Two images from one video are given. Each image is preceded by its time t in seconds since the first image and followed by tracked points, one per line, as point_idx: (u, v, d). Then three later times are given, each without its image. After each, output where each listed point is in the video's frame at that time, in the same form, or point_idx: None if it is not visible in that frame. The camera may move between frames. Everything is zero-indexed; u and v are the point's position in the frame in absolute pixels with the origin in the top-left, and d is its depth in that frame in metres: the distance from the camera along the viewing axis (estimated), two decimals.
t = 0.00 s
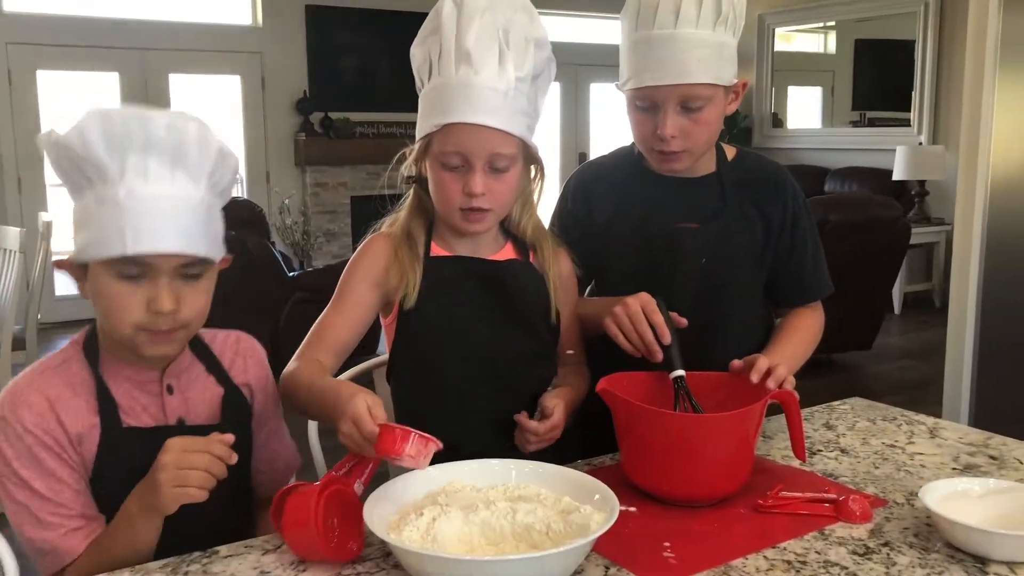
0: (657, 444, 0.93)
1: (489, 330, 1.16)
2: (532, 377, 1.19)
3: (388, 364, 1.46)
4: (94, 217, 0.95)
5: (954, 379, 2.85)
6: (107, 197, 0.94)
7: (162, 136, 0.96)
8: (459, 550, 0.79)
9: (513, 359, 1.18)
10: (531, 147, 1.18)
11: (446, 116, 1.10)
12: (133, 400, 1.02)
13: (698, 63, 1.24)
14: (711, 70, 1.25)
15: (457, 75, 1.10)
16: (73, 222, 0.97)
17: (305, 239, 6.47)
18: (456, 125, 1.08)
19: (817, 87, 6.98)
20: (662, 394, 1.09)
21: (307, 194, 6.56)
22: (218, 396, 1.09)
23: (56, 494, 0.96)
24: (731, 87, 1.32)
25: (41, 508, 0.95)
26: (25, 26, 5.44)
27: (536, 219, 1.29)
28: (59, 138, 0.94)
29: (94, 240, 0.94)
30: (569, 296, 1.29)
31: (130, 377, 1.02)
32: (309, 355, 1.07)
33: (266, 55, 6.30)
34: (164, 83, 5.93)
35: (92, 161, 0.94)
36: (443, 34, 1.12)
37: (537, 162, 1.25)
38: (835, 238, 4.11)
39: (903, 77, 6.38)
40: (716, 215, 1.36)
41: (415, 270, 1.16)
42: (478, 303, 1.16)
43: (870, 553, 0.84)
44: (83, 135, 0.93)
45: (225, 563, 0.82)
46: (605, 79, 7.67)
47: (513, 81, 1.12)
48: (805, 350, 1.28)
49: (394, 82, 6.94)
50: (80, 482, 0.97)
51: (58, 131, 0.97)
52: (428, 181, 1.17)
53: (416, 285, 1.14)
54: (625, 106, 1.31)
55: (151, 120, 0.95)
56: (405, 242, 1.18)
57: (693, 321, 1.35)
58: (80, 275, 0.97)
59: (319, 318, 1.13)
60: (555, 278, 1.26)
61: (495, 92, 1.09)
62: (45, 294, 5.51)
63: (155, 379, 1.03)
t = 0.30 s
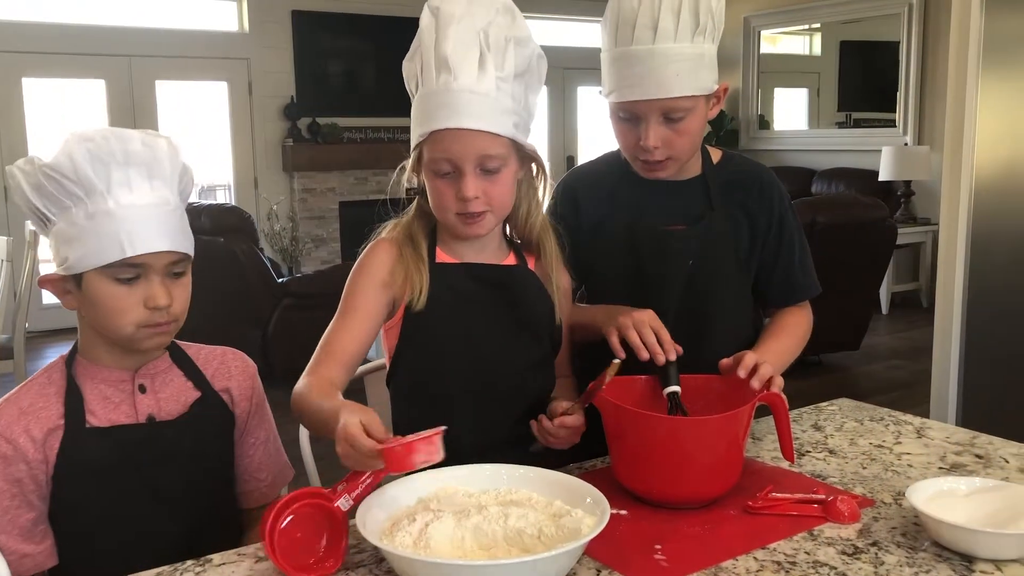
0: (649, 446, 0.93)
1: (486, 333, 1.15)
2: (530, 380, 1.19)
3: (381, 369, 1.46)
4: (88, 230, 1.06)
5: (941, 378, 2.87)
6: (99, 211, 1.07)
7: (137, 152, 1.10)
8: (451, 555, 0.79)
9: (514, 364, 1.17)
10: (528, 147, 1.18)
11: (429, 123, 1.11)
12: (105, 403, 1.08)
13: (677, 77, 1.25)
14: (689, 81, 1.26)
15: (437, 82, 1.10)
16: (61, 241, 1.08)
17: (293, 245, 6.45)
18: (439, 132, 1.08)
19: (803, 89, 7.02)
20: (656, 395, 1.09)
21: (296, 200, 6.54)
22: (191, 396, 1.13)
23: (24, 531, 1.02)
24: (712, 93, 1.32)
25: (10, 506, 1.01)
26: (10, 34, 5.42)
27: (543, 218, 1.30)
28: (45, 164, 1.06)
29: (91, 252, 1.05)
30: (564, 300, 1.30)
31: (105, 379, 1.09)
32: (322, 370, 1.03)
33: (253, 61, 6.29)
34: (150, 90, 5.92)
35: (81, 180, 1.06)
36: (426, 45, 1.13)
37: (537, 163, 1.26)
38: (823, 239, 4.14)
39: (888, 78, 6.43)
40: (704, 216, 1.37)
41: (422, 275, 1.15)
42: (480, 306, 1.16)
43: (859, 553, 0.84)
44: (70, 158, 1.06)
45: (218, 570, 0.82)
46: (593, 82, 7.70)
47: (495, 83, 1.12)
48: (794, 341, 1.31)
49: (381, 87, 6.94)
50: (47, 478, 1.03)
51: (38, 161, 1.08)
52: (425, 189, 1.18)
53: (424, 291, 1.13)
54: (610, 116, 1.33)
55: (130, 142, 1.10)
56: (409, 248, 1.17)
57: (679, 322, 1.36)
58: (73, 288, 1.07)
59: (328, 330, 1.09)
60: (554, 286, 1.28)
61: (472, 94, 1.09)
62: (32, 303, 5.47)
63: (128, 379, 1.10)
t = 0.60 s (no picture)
0: (649, 446, 0.94)
1: (485, 335, 1.16)
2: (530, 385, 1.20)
3: (380, 372, 1.45)
4: (108, 242, 1.06)
5: (939, 377, 2.87)
6: (120, 222, 1.07)
7: (157, 160, 1.10)
8: (450, 557, 0.79)
9: (514, 367, 1.18)
10: (531, 150, 1.19)
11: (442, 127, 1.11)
12: (111, 420, 1.09)
13: (692, 78, 1.25)
14: (705, 83, 1.26)
15: (447, 86, 1.10)
16: (76, 252, 1.07)
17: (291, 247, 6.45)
18: (451, 136, 1.08)
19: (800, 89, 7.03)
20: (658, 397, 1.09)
21: (293, 203, 6.53)
22: (198, 413, 1.14)
23: (30, 552, 1.02)
24: (728, 95, 1.32)
25: (15, 527, 1.01)
26: (7, 38, 5.41)
27: (542, 222, 1.30)
28: (64, 174, 1.05)
29: (113, 265, 1.06)
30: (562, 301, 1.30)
31: (110, 396, 1.09)
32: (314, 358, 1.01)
33: (250, 64, 6.29)
34: (147, 94, 5.92)
35: (101, 190, 1.06)
36: (432, 48, 1.12)
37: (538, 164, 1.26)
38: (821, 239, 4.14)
39: (883, 78, 6.44)
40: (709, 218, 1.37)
41: (425, 278, 1.14)
42: (481, 312, 1.17)
43: (857, 552, 0.85)
44: (91, 168, 1.06)
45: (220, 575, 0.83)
46: (590, 83, 7.70)
47: (505, 86, 1.12)
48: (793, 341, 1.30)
49: (378, 89, 6.94)
50: (54, 498, 1.03)
51: (51, 169, 1.06)
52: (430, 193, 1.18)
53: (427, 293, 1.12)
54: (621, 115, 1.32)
55: (150, 152, 1.10)
56: (413, 247, 1.16)
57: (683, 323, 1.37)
58: (86, 301, 1.07)
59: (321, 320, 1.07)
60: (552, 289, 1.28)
61: (487, 98, 1.09)
62: (31, 307, 5.47)
63: (135, 397, 1.10)
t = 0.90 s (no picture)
0: (653, 439, 0.94)
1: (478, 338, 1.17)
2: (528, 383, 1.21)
3: (384, 370, 1.46)
4: (109, 249, 1.07)
5: (946, 368, 2.87)
6: (121, 229, 1.08)
7: (157, 165, 1.11)
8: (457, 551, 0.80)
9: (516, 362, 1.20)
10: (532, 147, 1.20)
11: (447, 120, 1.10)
12: (113, 424, 1.09)
13: (740, 76, 1.21)
14: (754, 80, 1.22)
15: (452, 80, 1.10)
16: (76, 258, 1.08)
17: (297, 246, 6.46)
18: (458, 130, 1.08)
19: (805, 81, 7.03)
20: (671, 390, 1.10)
21: (299, 201, 6.55)
22: (199, 415, 1.15)
23: (37, 555, 1.02)
24: (776, 97, 1.27)
25: (21, 530, 1.01)
26: (11, 40, 5.43)
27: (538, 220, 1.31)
28: (63, 181, 1.05)
29: (113, 271, 1.07)
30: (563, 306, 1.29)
31: (112, 399, 1.10)
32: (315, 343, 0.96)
33: (254, 63, 6.31)
34: (152, 95, 5.93)
35: (100, 197, 1.07)
36: (433, 41, 1.12)
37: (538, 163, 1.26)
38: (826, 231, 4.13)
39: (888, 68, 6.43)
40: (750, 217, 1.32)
41: (427, 272, 1.13)
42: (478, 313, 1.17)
43: (863, 542, 0.85)
44: (91, 175, 1.06)
45: (228, 570, 0.83)
46: (594, 78, 7.69)
47: (509, 82, 1.13)
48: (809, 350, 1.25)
49: (382, 87, 6.95)
50: (58, 502, 1.04)
51: (51, 175, 1.07)
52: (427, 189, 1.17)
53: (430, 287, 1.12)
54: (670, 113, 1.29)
55: (150, 157, 1.10)
56: (416, 247, 1.15)
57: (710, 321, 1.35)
58: (86, 306, 1.08)
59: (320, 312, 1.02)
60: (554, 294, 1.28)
61: (492, 93, 1.10)
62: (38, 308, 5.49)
63: (136, 400, 1.11)
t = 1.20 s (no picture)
0: (646, 428, 0.94)
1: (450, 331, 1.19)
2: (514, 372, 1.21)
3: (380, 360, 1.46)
4: (98, 236, 1.07)
5: (942, 356, 2.88)
6: (110, 216, 1.08)
7: (147, 154, 1.11)
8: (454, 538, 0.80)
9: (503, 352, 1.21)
10: (515, 142, 1.19)
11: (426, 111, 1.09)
12: (107, 414, 1.09)
13: (705, 57, 1.14)
14: (719, 64, 1.15)
15: (435, 69, 1.09)
16: (65, 246, 1.08)
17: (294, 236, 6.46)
18: (435, 121, 1.08)
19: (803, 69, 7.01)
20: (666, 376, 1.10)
21: (296, 191, 6.54)
22: (194, 404, 1.15)
23: (32, 548, 1.03)
24: (740, 84, 1.21)
25: (16, 523, 1.02)
26: (6, 30, 5.39)
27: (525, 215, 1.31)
28: (52, 168, 1.05)
29: (103, 258, 1.07)
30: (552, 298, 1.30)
31: (105, 389, 1.10)
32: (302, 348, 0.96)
33: (251, 52, 6.27)
34: (148, 84, 5.91)
35: (90, 183, 1.07)
36: (417, 29, 1.11)
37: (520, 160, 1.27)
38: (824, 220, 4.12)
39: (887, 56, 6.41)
40: (719, 217, 1.26)
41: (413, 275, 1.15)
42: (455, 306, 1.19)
43: (858, 529, 0.85)
44: (80, 162, 1.06)
45: (223, 559, 0.84)
46: (591, 67, 7.67)
47: (494, 74, 1.12)
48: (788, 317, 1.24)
49: (379, 76, 6.93)
50: (53, 493, 1.04)
51: (39, 163, 1.07)
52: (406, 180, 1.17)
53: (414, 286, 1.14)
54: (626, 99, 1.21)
55: (139, 146, 1.10)
56: (398, 247, 1.16)
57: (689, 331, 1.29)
58: (76, 295, 1.08)
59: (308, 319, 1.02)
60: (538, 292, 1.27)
61: (475, 85, 1.09)
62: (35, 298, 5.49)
63: (130, 389, 1.11)
